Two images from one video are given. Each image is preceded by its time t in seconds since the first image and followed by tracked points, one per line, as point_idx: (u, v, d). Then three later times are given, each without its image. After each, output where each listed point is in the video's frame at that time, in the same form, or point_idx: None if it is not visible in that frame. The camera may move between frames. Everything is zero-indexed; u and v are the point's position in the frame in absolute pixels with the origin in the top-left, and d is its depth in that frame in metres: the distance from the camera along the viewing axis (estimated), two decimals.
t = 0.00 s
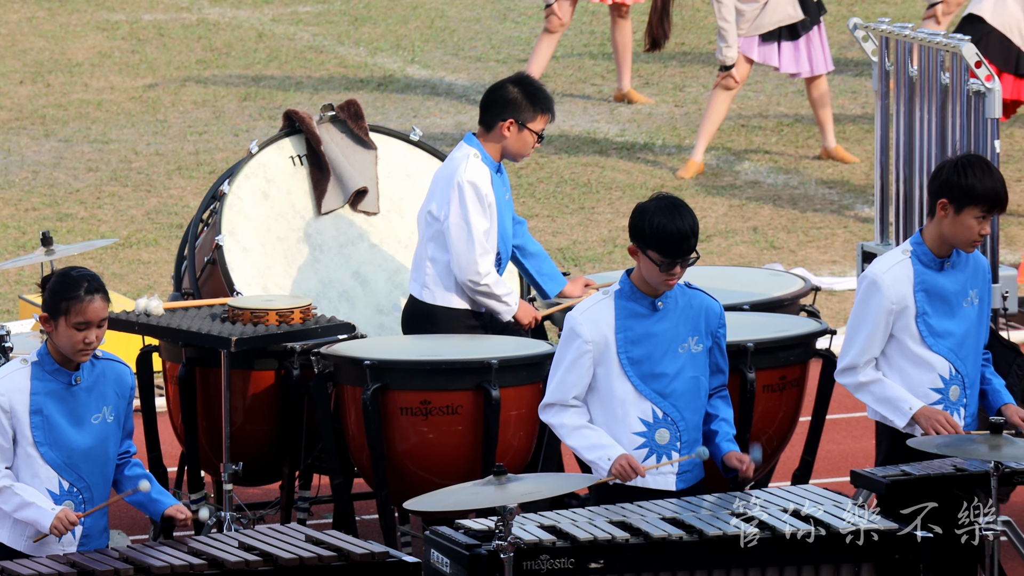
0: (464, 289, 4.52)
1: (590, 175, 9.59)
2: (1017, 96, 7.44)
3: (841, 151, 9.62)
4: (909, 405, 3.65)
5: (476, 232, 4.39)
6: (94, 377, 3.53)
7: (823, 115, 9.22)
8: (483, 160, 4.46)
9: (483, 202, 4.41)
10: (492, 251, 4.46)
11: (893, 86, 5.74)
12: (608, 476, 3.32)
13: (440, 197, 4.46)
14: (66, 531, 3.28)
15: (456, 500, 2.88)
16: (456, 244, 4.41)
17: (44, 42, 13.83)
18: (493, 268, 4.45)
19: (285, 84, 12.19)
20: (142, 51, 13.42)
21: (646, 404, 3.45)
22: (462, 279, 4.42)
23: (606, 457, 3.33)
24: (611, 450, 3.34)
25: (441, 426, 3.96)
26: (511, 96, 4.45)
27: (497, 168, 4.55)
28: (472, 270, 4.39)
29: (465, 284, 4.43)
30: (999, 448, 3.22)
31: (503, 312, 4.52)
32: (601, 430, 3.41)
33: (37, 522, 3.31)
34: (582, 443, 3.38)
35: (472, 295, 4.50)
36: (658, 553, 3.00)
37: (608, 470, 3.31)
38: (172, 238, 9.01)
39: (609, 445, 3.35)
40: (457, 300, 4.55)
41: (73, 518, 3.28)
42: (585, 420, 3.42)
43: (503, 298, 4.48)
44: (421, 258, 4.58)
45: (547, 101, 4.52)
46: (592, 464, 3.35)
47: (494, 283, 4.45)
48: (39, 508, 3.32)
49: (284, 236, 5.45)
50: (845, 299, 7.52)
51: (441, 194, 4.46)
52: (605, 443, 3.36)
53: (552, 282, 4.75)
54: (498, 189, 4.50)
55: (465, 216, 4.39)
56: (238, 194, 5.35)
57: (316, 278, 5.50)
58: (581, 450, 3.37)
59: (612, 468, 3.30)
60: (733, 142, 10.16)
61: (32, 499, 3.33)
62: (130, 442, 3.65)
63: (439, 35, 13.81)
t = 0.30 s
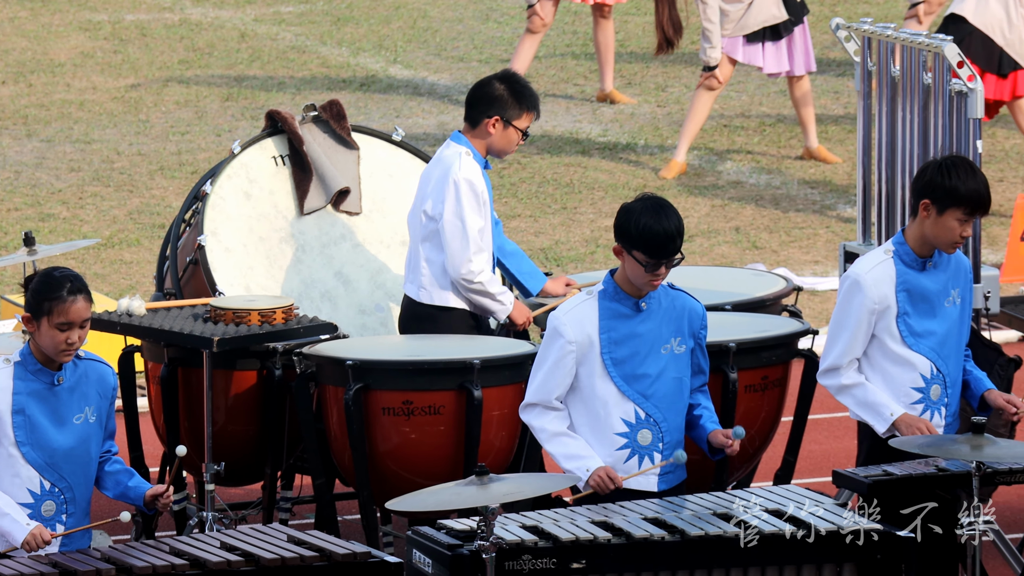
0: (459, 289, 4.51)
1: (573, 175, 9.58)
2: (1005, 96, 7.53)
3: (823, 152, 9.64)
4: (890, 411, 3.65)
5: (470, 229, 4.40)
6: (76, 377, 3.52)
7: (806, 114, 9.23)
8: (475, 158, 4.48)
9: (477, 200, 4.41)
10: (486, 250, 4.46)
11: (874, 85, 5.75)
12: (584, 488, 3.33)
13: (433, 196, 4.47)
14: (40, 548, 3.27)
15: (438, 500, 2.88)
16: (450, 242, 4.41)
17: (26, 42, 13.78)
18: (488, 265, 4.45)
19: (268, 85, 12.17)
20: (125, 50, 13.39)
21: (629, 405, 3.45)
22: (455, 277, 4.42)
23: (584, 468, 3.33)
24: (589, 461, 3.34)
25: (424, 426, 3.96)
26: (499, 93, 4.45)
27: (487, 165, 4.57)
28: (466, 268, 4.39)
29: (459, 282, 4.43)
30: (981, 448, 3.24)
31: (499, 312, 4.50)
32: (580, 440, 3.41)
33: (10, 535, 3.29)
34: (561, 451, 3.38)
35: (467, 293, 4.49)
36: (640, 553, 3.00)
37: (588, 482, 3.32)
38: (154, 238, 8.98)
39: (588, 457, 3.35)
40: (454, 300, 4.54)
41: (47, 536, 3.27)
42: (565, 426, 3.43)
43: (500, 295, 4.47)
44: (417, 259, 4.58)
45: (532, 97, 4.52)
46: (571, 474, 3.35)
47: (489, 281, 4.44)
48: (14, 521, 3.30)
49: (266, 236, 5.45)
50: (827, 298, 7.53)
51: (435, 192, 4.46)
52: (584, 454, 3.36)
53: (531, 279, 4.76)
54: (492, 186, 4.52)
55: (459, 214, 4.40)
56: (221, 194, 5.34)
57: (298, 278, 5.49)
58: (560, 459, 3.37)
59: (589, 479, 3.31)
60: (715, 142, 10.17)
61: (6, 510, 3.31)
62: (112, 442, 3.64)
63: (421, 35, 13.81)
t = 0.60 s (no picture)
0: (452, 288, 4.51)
1: (556, 176, 9.59)
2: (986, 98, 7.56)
3: (806, 152, 9.66)
4: (871, 406, 3.67)
5: (463, 229, 4.40)
6: (59, 378, 3.51)
7: (789, 115, 9.24)
8: (468, 158, 4.48)
9: (471, 199, 4.41)
10: (478, 249, 4.46)
11: (857, 85, 5.78)
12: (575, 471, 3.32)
13: (427, 196, 4.46)
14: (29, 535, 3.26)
15: (421, 501, 2.88)
16: (442, 241, 4.40)
17: (8, 43, 13.72)
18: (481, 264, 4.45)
19: (251, 86, 12.15)
20: (107, 51, 13.35)
21: (612, 405, 3.45)
22: (448, 276, 4.41)
23: (572, 451, 3.34)
24: (577, 445, 3.34)
25: (407, 427, 3.96)
26: (493, 92, 4.46)
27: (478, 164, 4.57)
28: (458, 267, 4.39)
29: (451, 281, 4.43)
30: (964, 448, 3.25)
31: (492, 308, 4.51)
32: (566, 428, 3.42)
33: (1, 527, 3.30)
34: (547, 439, 3.39)
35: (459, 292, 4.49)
36: (623, 554, 3.01)
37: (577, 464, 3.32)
38: (137, 239, 8.96)
39: (575, 441, 3.35)
40: (445, 299, 4.54)
41: (35, 521, 3.27)
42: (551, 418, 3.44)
43: (492, 294, 4.47)
44: (409, 259, 4.58)
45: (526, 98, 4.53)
46: (559, 459, 3.36)
47: (481, 279, 4.44)
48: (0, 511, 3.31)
49: (249, 237, 5.44)
50: (810, 299, 7.55)
51: (429, 191, 4.45)
52: (569, 439, 3.37)
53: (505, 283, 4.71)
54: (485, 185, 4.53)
55: (452, 213, 4.39)
56: (204, 196, 5.34)
57: (281, 279, 5.48)
58: (547, 446, 3.38)
59: (580, 463, 3.31)
60: (698, 143, 10.19)
61: None
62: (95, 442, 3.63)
63: (404, 36, 13.80)
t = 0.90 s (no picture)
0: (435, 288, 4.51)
1: (539, 176, 9.59)
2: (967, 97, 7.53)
3: (789, 152, 9.67)
4: (860, 411, 3.67)
5: (449, 229, 4.39)
6: (42, 377, 3.50)
7: (772, 114, 9.26)
8: (454, 158, 4.47)
9: (457, 200, 4.41)
10: (463, 249, 4.46)
11: (840, 85, 5.81)
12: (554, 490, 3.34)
13: (413, 195, 4.45)
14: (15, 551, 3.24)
15: (404, 501, 2.87)
16: (427, 241, 4.40)
17: None
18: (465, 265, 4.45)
19: (234, 85, 12.13)
20: (90, 51, 13.32)
21: (596, 405, 3.46)
22: (432, 276, 4.41)
23: (554, 472, 3.34)
24: (559, 465, 3.34)
25: (390, 427, 3.96)
26: (481, 92, 4.45)
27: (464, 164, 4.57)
28: (443, 267, 4.39)
29: (435, 282, 4.43)
30: (946, 447, 3.25)
31: (475, 309, 4.51)
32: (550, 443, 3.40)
33: None
34: (528, 452, 3.37)
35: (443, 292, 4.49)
36: (606, 553, 3.01)
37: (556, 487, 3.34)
38: (120, 239, 8.94)
39: (557, 461, 3.35)
40: (428, 299, 4.54)
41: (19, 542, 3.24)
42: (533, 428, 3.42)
43: (476, 295, 4.48)
44: (393, 257, 4.57)
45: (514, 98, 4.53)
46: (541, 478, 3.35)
47: (465, 280, 4.44)
48: None
49: (232, 237, 5.43)
50: (793, 299, 7.56)
51: (415, 191, 4.44)
52: (553, 458, 3.36)
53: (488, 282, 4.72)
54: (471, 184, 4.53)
55: (438, 213, 4.39)
56: (187, 196, 5.32)
57: (263, 279, 5.50)
58: (529, 462, 3.37)
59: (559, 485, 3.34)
60: (681, 143, 10.20)
61: None
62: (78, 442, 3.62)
63: (388, 36, 13.80)
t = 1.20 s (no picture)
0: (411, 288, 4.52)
1: (519, 176, 9.59)
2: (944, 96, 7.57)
3: (769, 151, 9.70)
4: (833, 405, 3.69)
5: (424, 230, 4.40)
6: (23, 377, 3.49)
7: (752, 114, 9.27)
8: (430, 158, 4.47)
9: (432, 200, 4.42)
10: (438, 249, 4.47)
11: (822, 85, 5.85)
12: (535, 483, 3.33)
13: (388, 195, 4.46)
14: None
15: (385, 501, 2.87)
16: (402, 241, 4.40)
17: None
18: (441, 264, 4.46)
19: (214, 85, 12.11)
20: (70, 51, 13.27)
21: (576, 405, 3.46)
22: (407, 276, 4.42)
23: (534, 463, 3.34)
24: (538, 457, 3.35)
25: (371, 426, 3.96)
26: (458, 91, 4.46)
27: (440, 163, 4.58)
28: (418, 267, 4.40)
29: (410, 282, 4.43)
30: (926, 447, 3.27)
31: (452, 308, 4.52)
32: (530, 437, 3.42)
33: None
34: (510, 446, 3.39)
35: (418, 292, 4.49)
36: (586, 553, 3.02)
37: (538, 478, 3.33)
38: (100, 238, 8.91)
39: (537, 453, 3.36)
40: (404, 299, 4.54)
41: None
42: (514, 422, 3.43)
43: (450, 294, 4.48)
44: (369, 257, 4.58)
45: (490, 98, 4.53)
46: (520, 469, 3.36)
47: (440, 279, 4.45)
48: None
49: (212, 236, 5.42)
50: (773, 298, 7.57)
51: (391, 191, 4.44)
52: (533, 450, 3.37)
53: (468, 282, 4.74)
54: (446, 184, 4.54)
55: (412, 214, 4.39)
56: (167, 195, 5.31)
57: (244, 278, 5.47)
58: (509, 454, 3.38)
59: (541, 475, 3.33)
60: (662, 142, 10.22)
61: None
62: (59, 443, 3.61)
63: (368, 35, 13.80)
